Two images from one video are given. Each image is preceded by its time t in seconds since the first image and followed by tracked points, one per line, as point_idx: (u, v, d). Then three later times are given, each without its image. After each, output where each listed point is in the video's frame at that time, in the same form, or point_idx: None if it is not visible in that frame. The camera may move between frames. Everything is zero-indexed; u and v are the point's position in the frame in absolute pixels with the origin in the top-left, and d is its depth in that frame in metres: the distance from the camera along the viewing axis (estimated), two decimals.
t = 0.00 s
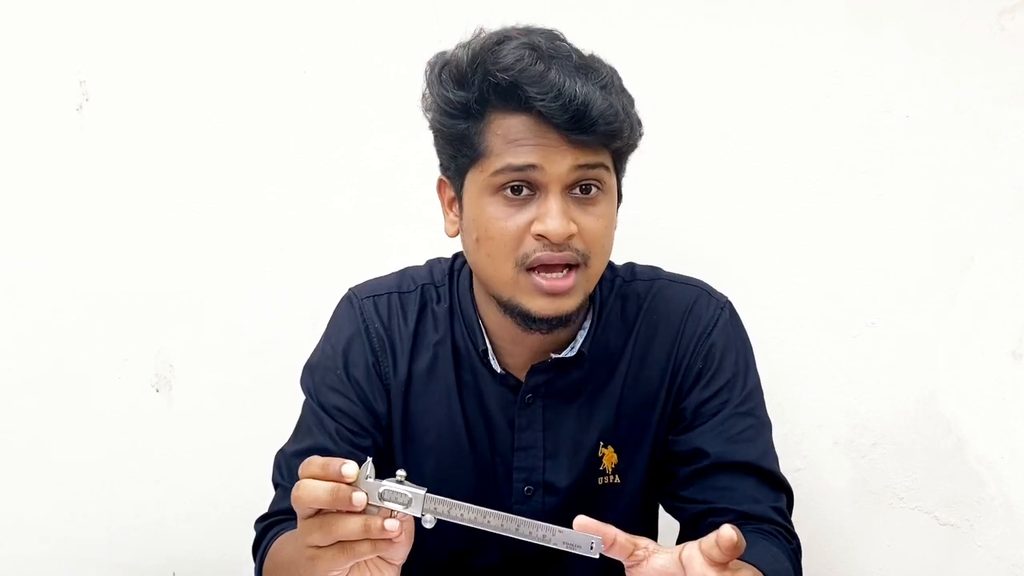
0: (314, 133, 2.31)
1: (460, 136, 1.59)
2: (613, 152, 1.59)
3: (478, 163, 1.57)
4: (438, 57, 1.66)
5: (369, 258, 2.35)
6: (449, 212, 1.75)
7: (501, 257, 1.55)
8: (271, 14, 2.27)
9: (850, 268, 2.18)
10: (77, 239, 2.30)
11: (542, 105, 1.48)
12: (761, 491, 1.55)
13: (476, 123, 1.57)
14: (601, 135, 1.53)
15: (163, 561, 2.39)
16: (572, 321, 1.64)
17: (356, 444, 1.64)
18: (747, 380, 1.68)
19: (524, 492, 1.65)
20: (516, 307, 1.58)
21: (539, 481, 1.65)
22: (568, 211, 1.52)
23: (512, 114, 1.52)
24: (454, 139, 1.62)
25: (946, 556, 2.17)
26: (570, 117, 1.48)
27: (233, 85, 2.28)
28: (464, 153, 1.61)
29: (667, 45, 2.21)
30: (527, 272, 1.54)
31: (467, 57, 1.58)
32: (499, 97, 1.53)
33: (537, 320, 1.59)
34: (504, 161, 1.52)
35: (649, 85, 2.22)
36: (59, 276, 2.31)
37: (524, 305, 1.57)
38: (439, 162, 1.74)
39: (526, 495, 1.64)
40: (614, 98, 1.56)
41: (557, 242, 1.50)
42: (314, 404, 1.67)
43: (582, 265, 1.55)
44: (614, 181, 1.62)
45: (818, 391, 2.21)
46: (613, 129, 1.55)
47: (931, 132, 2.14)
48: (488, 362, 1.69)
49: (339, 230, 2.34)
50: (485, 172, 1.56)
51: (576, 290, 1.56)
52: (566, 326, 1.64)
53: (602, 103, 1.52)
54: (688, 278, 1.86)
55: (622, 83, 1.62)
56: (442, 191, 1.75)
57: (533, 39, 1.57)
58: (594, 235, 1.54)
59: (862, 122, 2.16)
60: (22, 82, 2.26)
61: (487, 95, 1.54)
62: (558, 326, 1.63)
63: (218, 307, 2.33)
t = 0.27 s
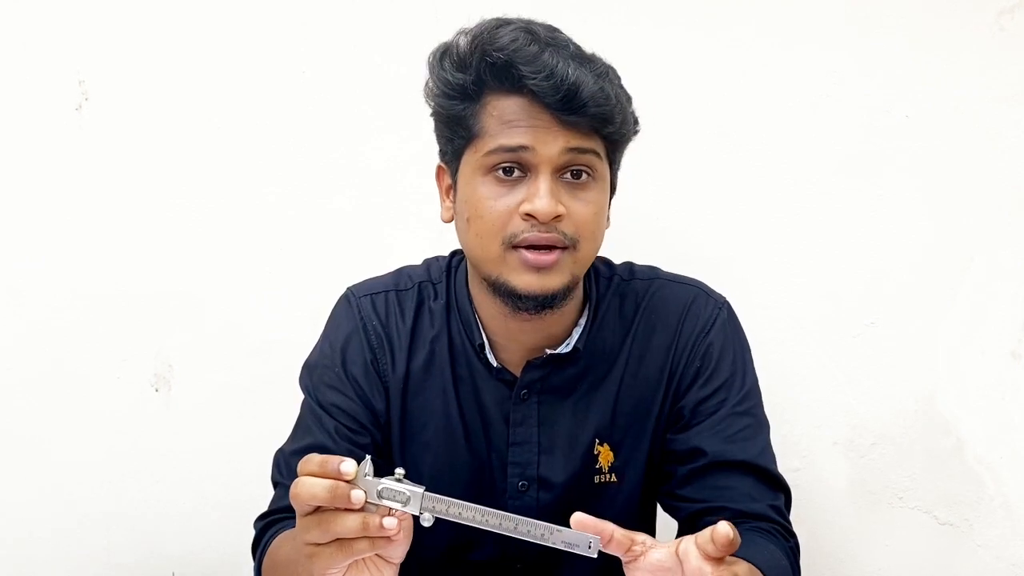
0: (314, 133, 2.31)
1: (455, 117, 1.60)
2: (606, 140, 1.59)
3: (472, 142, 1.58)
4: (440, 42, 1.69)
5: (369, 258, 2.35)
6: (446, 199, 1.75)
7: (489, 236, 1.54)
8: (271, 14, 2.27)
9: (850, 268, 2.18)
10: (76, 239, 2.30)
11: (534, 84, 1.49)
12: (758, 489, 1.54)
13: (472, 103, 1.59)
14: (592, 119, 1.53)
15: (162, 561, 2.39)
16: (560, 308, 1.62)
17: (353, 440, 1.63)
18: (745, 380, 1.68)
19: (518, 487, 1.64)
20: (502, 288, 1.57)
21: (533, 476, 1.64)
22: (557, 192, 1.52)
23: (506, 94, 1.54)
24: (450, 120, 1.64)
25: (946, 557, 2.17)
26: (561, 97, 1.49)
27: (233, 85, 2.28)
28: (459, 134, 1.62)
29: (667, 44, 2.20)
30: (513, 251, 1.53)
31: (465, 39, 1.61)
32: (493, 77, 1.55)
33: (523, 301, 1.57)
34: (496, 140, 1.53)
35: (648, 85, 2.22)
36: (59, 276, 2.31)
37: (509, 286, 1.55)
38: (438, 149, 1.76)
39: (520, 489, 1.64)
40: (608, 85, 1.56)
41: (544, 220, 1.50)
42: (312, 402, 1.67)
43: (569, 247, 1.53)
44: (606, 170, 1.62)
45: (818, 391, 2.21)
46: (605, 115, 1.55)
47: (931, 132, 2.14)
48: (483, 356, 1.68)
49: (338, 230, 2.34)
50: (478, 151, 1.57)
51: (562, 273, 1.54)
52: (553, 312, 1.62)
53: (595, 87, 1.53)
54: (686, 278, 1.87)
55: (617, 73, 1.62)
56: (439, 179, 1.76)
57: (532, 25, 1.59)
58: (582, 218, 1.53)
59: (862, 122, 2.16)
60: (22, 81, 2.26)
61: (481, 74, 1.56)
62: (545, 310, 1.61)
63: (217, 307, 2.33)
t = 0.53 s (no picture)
0: (312, 133, 2.31)
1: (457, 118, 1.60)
2: (608, 144, 1.60)
3: (474, 144, 1.58)
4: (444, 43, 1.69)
5: (368, 258, 2.35)
6: (447, 199, 1.76)
7: (491, 237, 1.54)
8: (270, 15, 2.27)
9: (850, 267, 2.18)
10: (76, 240, 2.31)
11: (539, 87, 1.49)
12: (757, 492, 1.55)
13: (475, 105, 1.59)
14: (595, 124, 1.53)
15: (162, 561, 2.39)
16: (560, 311, 1.62)
17: (352, 443, 1.62)
18: (743, 383, 1.68)
19: (517, 489, 1.64)
20: (503, 290, 1.56)
21: (532, 478, 1.64)
22: (559, 195, 1.52)
23: (510, 97, 1.54)
24: (452, 121, 1.64)
25: (945, 558, 2.17)
26: (566, 101, 1.49)
27: (235, 87, 2.28)
28: (461, 135, 1.62)
29: (667, 44, 2.20)
30: (514, 253, 1.53)
31: (470, 41, 1.61)
32: (497, 79, 1.55)
33: (523, 303, 1.56)
34: (499, 142, 1.53)
35: (648, 85, 2.22)
36: (59, 277, 2.31)
37: (510, 288, 1.55)
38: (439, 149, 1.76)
39: (519, 492, 1.64)
40: (612, 91, 1.57)
41: (546, 223, 1.49)
42: (311, 405, 1.66)
43: (570, 251, 1.53)
44: (608, 174, 1.62)
45: (817, 392, 2.21)
46: (608, 120, 1.56)
47: (932, 131, 2.14)
48: (482, 357, 1.68)
49: (337, 230, 2.34)
50: (480, 153, 1.57)
51: (563, 276, 1.53)
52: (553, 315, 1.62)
53: (598, 92, 1.53)
54: (685, 281, 1.87)
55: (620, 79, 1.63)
56: (440, 179, 1.76)
57: (537, 29, 1.59)
58: (584, 222, 1.53)
59: (862, 122, 2.16)
60: (20, 82, 2.26)
61: (486, 76, 1.56)
62: (544, 312, 1.60)
63: (217, 307, 2.33)
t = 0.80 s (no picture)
0: (311, 133, 2.30)
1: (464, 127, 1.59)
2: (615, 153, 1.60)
3: (482, 153, 1.57)
4: (447, 50, 1.67)
5: (368, 258, 2.35)
6: (450, 207, 1.74)
7: (501, 248, 1.53)
8: (270, 14, 2.27)
9: (850, 267, 2.18)
10: (76, 241, 2.31)
11: (550, 96, 1.48)
12: (757, 497, 1.56)
13: (483, 114, 1.57)
14: (605, 133, 1.53)
15: (162, 561, 2.39)
16: (568, 320, 1.61)
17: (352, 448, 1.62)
18: (746, 390, 1.67)
19: (518, 494, 1.64)
20: (513, 301, 1.55)
21: (534, 484, 1.64)
22: (570, 206, 1.51)
23: (519, 106, 1.53)
24: (458, 130, 1.62)
25: (945, 560, 2.17)
26: (577, 110, 1.49)
27: (234, 87, 2.28)
28: (468, 144, 1.60)
29: (667, 44, 2.20)
30: (526, 264, 1.52)
31: (477, 49, 1.59)
32: (506, 88, 1.53)
33: (534, 314, 1.55)
34: (509, 153, 1.52)
35: (648, 85, 2.22)
36: (58, 277, 2.31)
37: (522, 299, 1.54)
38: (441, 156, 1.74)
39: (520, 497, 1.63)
40: (619, 99, 1.57)
41: (558, 234, 1.48)
42: (310, 409, 1.66)
43: (582, 261, 1.52)
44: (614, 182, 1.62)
45: (817, 392, 2.21)
46: (616, 129, 1.56)
47: (931, 131, 2.14)
48: (484, 364, 1.68)
49: (337, 231, 2.33)
50: (489, 163, 1.55)
51: (575, 286, 1.53)
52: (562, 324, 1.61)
53: (607, 101, 1.53)
54: (688, 285, 1.85)
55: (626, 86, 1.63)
56: (442, 186, 1.74)
57: (543, 37, 1.59)
58: (594, 232, 1.53)
59: (862, 122, 2.16)
60: (19, 83, 2.26)
61: (494, 85, 1.55)
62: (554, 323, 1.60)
63: (216, 308, 2.33)
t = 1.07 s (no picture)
0: (310, 133, 2.30)
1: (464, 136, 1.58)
2: (616, 165, 1.59)
3: (481, 163, 1.57)
4: (450, 54, 1.65)
5: (368, 258, 2.35)
6: (449, 209, 1.74)
7: (497, 261, 1.54)
8: (269, 14, 2.26)
9: (850, 267, 2.18)
10: (75, 241, 2.30)
11: (549, 113, 1.47)
12: (758, 495, 1.54)
13: (482, 123, 1.56)
14: (604, 148, 1.52)
15: (163, 561, 2.40)
16: (564, 331, 1.63)
17: (353, 447, 1.62)
18: (746, 385, 1.67)
19: (522, 494, 1.63)
20: (509, 312, 1.57)
21: (536, 483, 1.63)
22: (566, 221, 1.51)
23: (518, 119, 1.52)
24: (458, 137, 1.62)
25: (945, 558, 2.17)
26: (576, 127, 1.48)
27: (234, 87, 2.28)
28: (467, 152, 1.60)
29: (667, 44, 2.20)
30: (521, 278, 1.53)
31: (478, 57, 1.57)
32: (506, 100, 1.52)
33: (529, 325, 1.57)
34: (507, 165, 1.52)
35: (647, 85, 2.21)
36: (58, 277, 2.31)
37: (516, 311, 1.55)
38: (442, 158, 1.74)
39: (523, 496, 1.63)
40: (621, 113, 1.55)
41: (553, 251, 1.49)
42: (311, 408, 1.65)
43: (577, 277, 1.53)
44: (614, 194, 1.61)
45: (818, 392, 2.21)
46: (617, 143, 1.54)
47: (931, 131, 2.13)
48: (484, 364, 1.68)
49: (337, 231, 2.33)
50: (487, 174, 1.55)
51: (569, 301, 1.54)
52: (558, 334, 1.63)
53: (608, 116, 1.51)
54: (687, 282, 1.85)
55: (629, 96, 1.61)
56: (443, 188, 1.74)
57: (546, 46, 1.56)
58: (590, 247, 1.53)
59: (861, 122, 2.15)
60: (19, 82, 2.26)
61: (494, 96, 1.53)
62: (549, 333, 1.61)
63: (216, 307, 2.33)
